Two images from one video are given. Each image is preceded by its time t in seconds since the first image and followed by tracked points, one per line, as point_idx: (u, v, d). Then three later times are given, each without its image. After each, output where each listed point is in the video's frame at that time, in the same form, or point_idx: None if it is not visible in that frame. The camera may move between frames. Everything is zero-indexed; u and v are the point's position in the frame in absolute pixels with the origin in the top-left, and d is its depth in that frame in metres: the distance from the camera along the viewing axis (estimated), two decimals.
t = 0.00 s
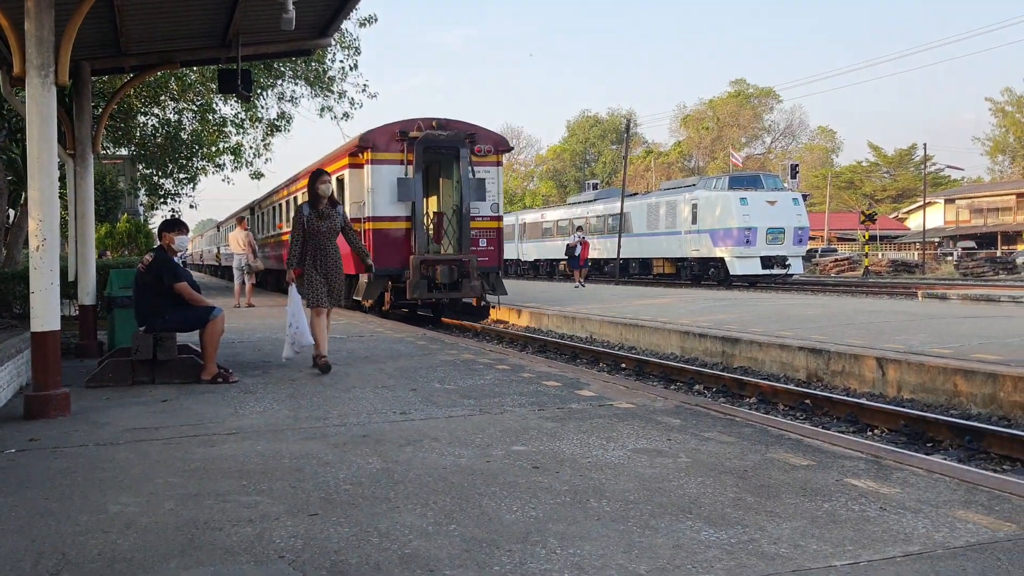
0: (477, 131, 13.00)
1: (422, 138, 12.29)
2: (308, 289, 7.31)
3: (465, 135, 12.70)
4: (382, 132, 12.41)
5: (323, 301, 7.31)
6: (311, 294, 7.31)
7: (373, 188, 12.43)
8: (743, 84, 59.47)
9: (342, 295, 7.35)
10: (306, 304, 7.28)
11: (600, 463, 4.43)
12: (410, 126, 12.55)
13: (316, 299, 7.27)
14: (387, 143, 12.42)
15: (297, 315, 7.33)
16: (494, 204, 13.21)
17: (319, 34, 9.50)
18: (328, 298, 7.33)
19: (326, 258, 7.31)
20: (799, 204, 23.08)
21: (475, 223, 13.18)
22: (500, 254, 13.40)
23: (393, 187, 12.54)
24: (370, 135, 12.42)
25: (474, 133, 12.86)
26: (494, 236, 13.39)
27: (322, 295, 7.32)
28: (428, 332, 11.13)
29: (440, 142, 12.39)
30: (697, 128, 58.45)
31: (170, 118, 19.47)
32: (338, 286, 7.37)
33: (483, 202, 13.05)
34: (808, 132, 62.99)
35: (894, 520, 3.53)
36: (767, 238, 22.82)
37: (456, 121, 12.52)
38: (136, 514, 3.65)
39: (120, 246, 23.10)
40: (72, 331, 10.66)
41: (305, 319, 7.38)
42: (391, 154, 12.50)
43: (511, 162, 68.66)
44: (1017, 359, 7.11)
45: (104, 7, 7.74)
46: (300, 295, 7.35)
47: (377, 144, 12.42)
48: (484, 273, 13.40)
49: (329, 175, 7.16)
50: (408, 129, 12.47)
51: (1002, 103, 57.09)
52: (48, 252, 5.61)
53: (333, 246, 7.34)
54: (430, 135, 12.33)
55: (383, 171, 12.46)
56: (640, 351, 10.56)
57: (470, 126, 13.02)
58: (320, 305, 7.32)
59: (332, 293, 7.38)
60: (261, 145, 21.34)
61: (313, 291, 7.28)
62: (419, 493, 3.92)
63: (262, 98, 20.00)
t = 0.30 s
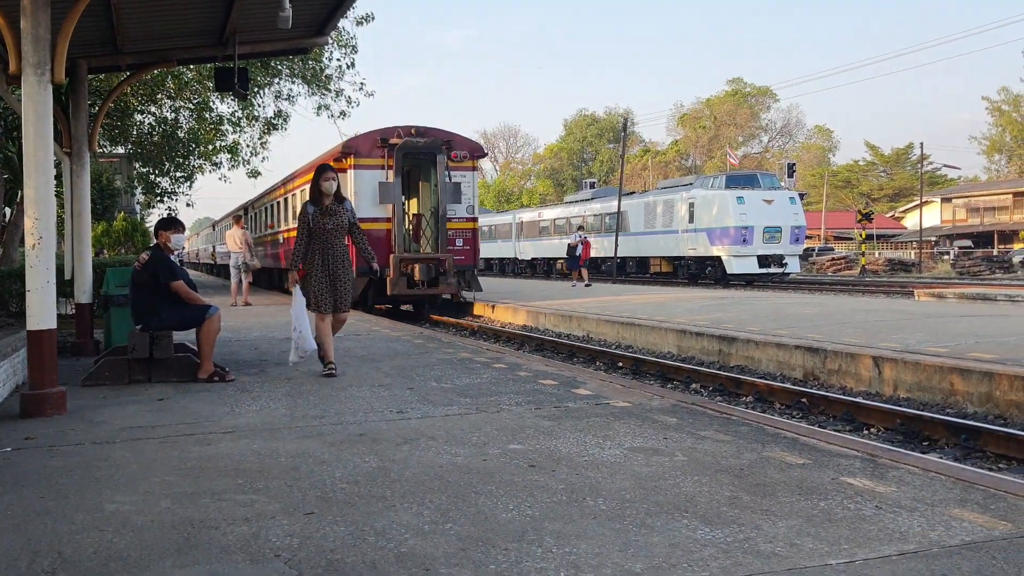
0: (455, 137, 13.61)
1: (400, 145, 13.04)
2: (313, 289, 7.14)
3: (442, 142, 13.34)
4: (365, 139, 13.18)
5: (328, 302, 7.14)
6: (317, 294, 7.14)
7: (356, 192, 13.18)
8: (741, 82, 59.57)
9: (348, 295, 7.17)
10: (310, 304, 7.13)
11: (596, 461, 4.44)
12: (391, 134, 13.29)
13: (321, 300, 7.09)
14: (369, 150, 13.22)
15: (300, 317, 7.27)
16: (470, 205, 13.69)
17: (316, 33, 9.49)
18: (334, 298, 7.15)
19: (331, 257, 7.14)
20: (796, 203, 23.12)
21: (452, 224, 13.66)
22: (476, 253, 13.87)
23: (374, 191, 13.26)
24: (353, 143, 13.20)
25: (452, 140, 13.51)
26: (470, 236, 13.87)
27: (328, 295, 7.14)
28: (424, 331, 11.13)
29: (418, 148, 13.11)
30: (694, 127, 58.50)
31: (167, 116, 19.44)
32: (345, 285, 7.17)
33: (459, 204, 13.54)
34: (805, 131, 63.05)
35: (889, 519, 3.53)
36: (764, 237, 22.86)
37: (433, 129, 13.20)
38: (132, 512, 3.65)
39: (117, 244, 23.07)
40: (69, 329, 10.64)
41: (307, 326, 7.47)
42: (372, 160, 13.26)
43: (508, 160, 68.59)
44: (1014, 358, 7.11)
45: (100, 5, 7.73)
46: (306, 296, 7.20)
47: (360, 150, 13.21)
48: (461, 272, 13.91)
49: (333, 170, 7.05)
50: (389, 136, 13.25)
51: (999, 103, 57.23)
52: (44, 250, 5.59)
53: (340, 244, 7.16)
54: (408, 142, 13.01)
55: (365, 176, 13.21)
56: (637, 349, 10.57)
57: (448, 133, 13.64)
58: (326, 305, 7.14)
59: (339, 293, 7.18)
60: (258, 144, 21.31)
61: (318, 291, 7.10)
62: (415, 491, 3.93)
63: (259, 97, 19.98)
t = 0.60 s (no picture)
0: (434, 145, 14.51)
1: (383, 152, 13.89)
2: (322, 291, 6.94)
3: (422, 148, 14.22)
4: (350, 146, 14.04)
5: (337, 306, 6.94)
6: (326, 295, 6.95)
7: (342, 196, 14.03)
8: (739, 82, 59.66)
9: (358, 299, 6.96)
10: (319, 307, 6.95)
11: (593, 461, 4.44)
12: (374, 141, 14.15)
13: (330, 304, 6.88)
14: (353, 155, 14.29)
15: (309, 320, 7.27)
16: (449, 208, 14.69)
17: (313, 32, 9.50)
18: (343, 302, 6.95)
19: (342, 259, 6.93)
20: (794, 203, 23.15)
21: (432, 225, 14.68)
22: (454, 253, 14.90)
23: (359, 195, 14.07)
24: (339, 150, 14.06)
25: (431, 147, 14.41)
26: (449, 237, 14.91)
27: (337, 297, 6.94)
28: (422, 330, 11.13)
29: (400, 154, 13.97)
30: (692, 126, 58.55)
31: (165, 115, 19.42)
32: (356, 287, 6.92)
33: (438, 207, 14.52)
34: (803, 131, 63.10)
35: (886, 519, 3.53)
36: (762, 236, 22.87)
37: (414, 137, 14.08)
38: (130, 512, 3.64)
39: (114, 243, 23.05)
40: (66, 328, 10.63)
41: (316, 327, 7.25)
42: (357, 165, 14.10)
43: (507, 159, 68.58)
44: (1011, 358, 7.12)
45: (97, 4, 7.72)
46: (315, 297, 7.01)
47: (345, 156, 14.11)
48: (441, 270, 14.92)
49: (348, 168, 6.81)
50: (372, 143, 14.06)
51: (996, 103, 57.34)
52: (41, 249, 5.57)
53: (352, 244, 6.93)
54: (391, 149, 13.88)
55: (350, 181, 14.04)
56: (634, 349, 10.57)
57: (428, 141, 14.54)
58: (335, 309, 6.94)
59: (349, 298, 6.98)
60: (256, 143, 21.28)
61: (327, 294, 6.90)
62: (412, 491, 3.93)
63: (257, 96, 19.96)
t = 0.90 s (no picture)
0: (417, 152, 15.01)
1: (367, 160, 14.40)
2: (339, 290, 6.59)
3: (406, 156, 14.73)
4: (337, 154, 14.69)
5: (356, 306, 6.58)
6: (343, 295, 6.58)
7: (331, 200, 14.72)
8: (737, 83, 59.74)
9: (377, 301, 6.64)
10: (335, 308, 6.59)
11: (592, 462, 4.44)
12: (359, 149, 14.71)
13: (348, 304, 6.54)
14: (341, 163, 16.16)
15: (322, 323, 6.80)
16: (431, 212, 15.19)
17: (312, 33, 9.52)
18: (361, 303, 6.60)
19: (362, 258, 6.61)
20: (794, 204, 23.17)
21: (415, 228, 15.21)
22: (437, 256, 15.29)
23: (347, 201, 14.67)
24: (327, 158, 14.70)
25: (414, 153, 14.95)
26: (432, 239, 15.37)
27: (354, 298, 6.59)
28: (422, 331, 11.13)
29: (383, 162, 14.55)
30: (691, 128, 58.57)
31: (164, 116, 19.43)
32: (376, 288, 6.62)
33: (421, 211, 15.06)
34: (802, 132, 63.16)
35: (885, 521, 3.53)
36: (761, 238, 22.87)
37: (398, 145, 14.60)
38: (129, 513, 3.65)
39: (113, 244, 23.05)
40: (65, 329, 10.63)
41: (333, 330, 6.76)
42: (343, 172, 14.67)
43: (506, 160, 68.54)
44: (1010, 359, 7.13)
45: (96, 5, 7.72)
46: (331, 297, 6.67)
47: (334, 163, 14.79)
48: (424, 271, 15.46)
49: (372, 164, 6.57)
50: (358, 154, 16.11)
51: (995, 104, 57.40)
52: (40, 250, 5.57)
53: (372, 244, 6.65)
54: (375, 156, 14.44)
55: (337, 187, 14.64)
56: (634, 350, 10.57)
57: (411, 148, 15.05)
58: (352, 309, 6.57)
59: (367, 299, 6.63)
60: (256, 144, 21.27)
61: (345, 293, 6.55)
62: (411, 492, 3.93)
63: (256, 97, 19.96)
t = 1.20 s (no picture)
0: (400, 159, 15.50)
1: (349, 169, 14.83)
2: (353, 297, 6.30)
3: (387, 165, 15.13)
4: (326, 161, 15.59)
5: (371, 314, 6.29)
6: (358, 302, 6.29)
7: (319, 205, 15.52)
8: (734, 85, 59.84)
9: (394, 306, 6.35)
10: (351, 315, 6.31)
11: (590, 463, 4.45)
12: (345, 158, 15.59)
13: (363, 313, 6.25)
14: (327, 169, 16.92)
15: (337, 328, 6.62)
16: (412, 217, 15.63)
17: (309, 35, 9.54)
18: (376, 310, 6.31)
19: (376, 263, 6.26)
20: (790, 205, 23.24)
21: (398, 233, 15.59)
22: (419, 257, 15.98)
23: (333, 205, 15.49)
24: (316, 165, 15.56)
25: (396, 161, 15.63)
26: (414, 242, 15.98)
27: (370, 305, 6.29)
28: (419, 333, 11.13)
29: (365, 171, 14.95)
30: (688, 129, 58.57)
31: (161, 118, 19.43)
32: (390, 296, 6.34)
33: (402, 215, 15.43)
34: (799, 133, 63.23)
35: (882, 521, 3.53)
36: (758, 239, 22.91)
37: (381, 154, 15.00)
38: (127, 515, 3.64)
39: (110, 246, 23.00)
40: (62, 332, 10.60)
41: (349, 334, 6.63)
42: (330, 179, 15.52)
43: (503, 162, 68.46)
44: (1007, 360, 7.14)
45: (93, 6, 7.71)
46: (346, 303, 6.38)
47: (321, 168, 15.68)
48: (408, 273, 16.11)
49: (383, 164, 6.10)
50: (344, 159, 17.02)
51: (991, 104, 57.53)
52: (36, 252, 5.57)
53: (386, 249, 6.27)
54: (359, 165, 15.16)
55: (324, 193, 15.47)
56: (631, 351, 10.58)
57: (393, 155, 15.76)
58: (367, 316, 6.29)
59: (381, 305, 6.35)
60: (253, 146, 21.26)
61: (359, 301, 6.25)
62: (409, 493, 3.93)
63: (253, 98, 19.94)
